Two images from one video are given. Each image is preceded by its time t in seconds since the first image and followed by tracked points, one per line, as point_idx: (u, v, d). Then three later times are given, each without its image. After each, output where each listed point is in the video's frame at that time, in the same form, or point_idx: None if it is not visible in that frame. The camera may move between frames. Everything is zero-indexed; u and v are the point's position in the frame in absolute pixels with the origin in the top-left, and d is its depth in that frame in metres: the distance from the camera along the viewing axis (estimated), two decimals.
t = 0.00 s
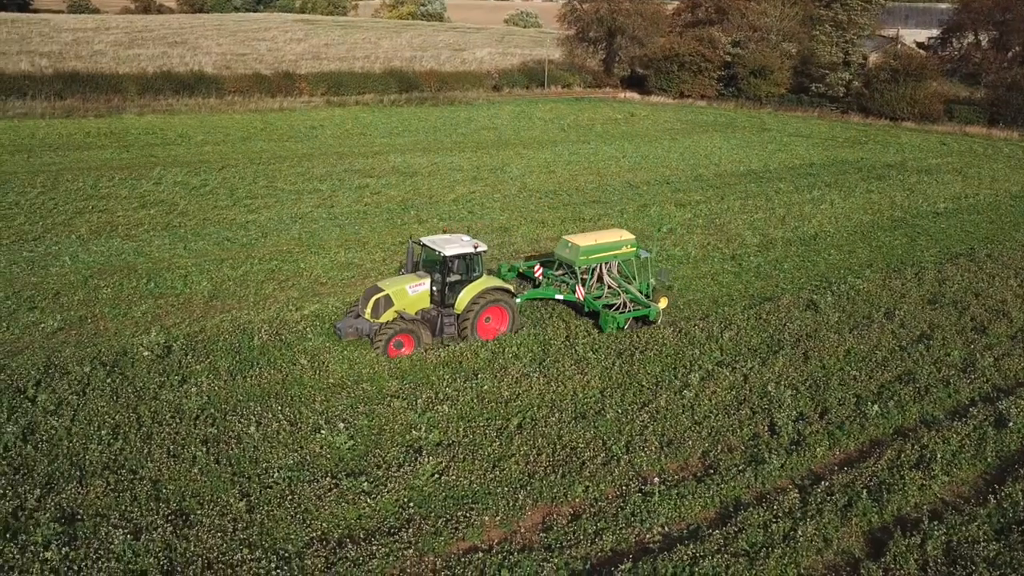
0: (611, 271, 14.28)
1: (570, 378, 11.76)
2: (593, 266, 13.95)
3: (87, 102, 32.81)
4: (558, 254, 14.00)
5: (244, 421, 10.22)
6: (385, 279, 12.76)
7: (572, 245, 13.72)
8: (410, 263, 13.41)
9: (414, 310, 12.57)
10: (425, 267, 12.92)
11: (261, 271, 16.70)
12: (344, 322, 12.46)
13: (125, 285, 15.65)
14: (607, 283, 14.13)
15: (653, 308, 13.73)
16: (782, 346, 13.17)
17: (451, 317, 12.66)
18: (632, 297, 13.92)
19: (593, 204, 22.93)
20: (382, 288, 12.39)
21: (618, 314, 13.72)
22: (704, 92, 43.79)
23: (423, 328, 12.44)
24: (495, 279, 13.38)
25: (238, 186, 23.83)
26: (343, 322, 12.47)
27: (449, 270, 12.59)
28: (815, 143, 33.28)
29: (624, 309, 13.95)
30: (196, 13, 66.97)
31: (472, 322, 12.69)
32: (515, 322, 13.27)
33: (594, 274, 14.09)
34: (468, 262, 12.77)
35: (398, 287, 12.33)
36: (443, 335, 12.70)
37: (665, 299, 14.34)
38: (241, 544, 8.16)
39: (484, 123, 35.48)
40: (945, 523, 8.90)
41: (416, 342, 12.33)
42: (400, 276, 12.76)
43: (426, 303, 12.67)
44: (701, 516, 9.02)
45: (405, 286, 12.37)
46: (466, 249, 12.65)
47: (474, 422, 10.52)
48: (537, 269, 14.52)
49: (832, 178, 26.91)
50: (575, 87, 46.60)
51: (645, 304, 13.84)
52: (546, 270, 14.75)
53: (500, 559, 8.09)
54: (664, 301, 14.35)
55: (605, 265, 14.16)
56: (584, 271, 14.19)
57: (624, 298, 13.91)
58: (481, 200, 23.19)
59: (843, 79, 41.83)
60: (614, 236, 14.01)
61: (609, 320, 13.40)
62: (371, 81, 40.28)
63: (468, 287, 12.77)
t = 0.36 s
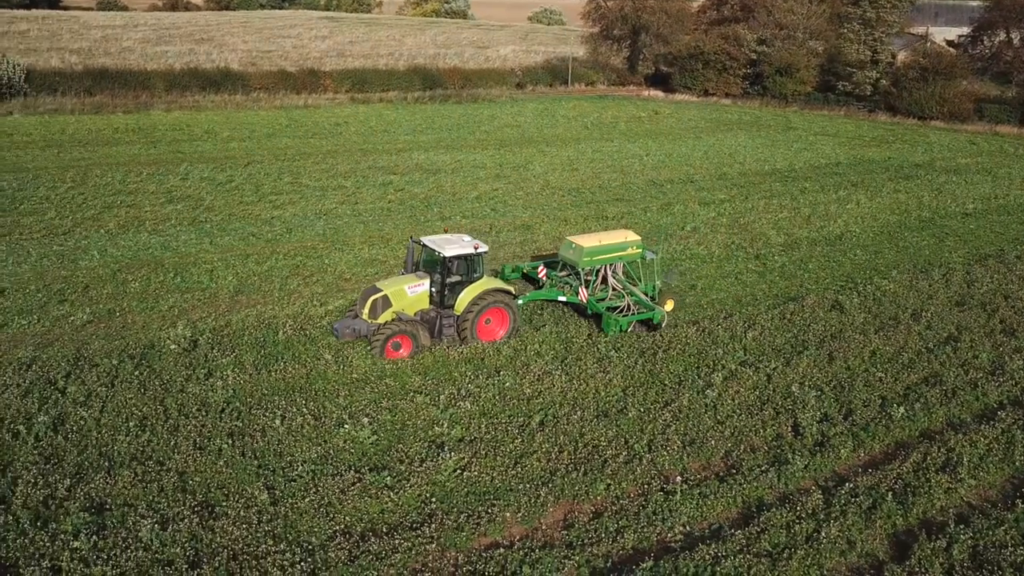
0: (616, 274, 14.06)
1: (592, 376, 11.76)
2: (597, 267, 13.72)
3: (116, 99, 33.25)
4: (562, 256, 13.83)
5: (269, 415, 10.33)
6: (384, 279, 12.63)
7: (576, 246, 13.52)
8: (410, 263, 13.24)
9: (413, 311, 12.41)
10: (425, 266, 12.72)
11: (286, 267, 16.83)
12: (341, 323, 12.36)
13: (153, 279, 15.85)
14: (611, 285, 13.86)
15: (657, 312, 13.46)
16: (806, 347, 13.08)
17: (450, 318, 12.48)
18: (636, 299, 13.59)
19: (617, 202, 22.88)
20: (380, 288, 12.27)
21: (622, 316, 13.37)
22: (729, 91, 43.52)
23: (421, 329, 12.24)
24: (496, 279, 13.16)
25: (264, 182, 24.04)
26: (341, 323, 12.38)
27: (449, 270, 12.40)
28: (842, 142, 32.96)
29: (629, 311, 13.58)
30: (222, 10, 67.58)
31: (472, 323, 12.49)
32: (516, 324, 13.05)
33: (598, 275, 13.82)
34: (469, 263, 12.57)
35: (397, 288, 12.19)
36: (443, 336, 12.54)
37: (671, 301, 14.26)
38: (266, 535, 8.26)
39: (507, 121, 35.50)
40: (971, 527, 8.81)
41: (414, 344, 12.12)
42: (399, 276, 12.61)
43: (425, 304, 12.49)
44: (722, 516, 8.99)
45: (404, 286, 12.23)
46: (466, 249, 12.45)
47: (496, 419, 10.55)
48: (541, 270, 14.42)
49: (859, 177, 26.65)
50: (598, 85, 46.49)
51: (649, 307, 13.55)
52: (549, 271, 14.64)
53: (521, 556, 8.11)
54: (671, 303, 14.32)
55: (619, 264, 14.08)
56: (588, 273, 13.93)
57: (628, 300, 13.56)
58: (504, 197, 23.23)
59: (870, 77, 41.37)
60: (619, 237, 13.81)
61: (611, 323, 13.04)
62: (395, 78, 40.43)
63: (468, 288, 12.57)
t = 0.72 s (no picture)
0: (619, 274, 13.72)
1: (613, 375, 11.74)
2: (599, 268, 13.45)
3: (142, 94, 33.62)
4: (564, 256, 13.59)
5: (292, 409, 10.42)
6: (382, 279, 12.54)
7: (577, 246, 13.29)
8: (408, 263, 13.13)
9: (409, 312, 12.30)
10: (422, 266, 12.58)
11: (310, 262, 16.96)
12: (337, 322, 12.23)
13: (178, 273, 16.04)
14: (613, 286, 13.57)
15: (659, 313, 13.18)
16: (829, 347, 12.98)
17: (447, 319, 12.36)
18: (639, 301, 13.30)
19: (639, 200, 22.82)
20: (377, 288, 12.18)
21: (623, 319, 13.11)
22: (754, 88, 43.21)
23: (418, 329, 12.09)
24: (495, 280, 13.02)
25: (287, 178, 24.22)
26: (336, 323, 12.25)
27: (446, 270, 12.27)
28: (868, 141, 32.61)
29: (630, 313, 13.32)
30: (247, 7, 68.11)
31: (470, 323, 12.35)
32: (515, 325, 12.88)
33: (600, 276, 13.56)
34: (467, 263, 12.44)
35: (393, 287, 12.10)
36: (440, 337, 12.41)
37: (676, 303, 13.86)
38: (289, 528, 8.34)
39: (530, 117, 35.48)
40: (997, 531, 8.71)
41: (409, 344, 11.95)
42: (397, 277, 12.52)
43: (422, 304, 12.39)
44: (744, 516, 8.95)
45: (401, 286, 12.14)
46: (463, 249, 12.33)
47: (516, 416, 10.57)
48: (543, 270, 14.22)
49: (885, 176, 26.37)
50: (621, 83, 46.33)
51: (651, 308, 13.27)
52: (551, 271, 14.44)
53: (542, 552, 8.13)
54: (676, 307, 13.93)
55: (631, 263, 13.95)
56: (590, 274, 13.68)
57: (630, 302, 13.30)
58: (526, 194, 23.24)
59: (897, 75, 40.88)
60: (622, 237, 13.51)
61: (611, 326, 12.81)
62: (418, 75, 40.52)
63: (466, 288, 12.44)
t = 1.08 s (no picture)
0: (622, 276, 13.60)
1: (634, 373, 11.72)
2: (601, 268, 13.32)
3: (169, 90, 33.96)
4: (566, 256, 13.47)
5: (314, 403, 10.51)
6: (378, 279, 12.49)
7: (579, 247, 13.15)
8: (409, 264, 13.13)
9: (405, 312, 12.27)
10: (420, 266, 12.58)
11: (333, 257, 17.08)
12: (333, 323, 12.18)
13: (203, 267, 16.20)
14: (616, 288, 13.46)
15: (660, 316, 13.11)
16: (853, 347, 12.86)
17: (443, 319, 12.32)
18: (641, 302, 13.21)
19: (662, 197, 22.72)
20: (373, 288, 12.14)
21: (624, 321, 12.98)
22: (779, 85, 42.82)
23: (413, 329, 12.05)
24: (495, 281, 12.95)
25: (311, 173, 24.37)
26: (332, 323, 12.20)
27: (442, 270, 12.25)
28: (895, 139, 32.20)
29: (632, 315, 13.22)
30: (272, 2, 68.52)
31: (467, 324, 12.28)
32: (513, 327, 12.77)
33: (602, 277, 13.46)
34: (464, 263, 12.41)
35: (388, 287, 12.04)
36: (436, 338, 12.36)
37: (679, 304, 13.73)
38: (310, 521, 8.41)
39: (553, 114, 35.42)
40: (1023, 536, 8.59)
41: (404, 344, 11.86)
42: (393, 276, 12.48)
43: (419, 305, 12.36)
44: (764, 517, 8.89)
45: (396, 286, 12.09)
46: (460, 249, 12.30)
47: (537, 413, 10.58)
48: (545, 270, 14.09)
49: (913, 175, 26.04)
50: (645, 79, 46.09)
51: (652, 311, 13.20)
52: (553, 271, 14.31)
53: (561, 550, 8.15)
54: (679, 308, 13.81)
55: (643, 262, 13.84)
56: (592, 275, 13.58)
57: (632, 304, 13.19)
58: (548, 191, 23.21)
59: (926, 72, 40.30)
60: (625, 238, 13.37)
61: (611, 328, 12.68)
62: (442, 71, 40.53)
63: (464, 288, 12.41)
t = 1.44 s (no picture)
0: (624, 277, 13.47)
1: (656, 372, 11.68)
2: (603, 269, 13.18)
3: (197, 85, 34.32)
4: (567, 257, 13.35)
5: (336, 398, 10.58)
6: (374, 278, 12.27)
7: (581, 247, 13.05)
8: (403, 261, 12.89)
9: (401, 312, 12.04)
10: (415, 265, 12.32)
11: (357, 253, 17.18)
12: (327, 321, 12.01)
13: (229, 261, 16.37)
14: (618, 289, 13.33)
15: (662, 318, 12.83)
16: (879, 349, 12.72)
17: (440, 320, 12.12)
18: (643, 304, 13.05)
19: (686, 195, 22.61)
20: (368, 287, 11.93)
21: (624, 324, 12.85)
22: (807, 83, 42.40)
23: (409, 330, 11.86)
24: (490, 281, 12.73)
25: (335, 169, 24.53)
26: (326, 321, 12.03)
27: (439, 270, 12.04)
28: (924, 138, 31.78)
29: (634, 317, 13.09)
30: None
31: (463, 325, 12.11)
32: (510, 328, 12.63)
33: (604, 278, 13.31)
34: (461, 263, 12.18)
35: (383, 287, 11.82)
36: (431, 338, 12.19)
37: (683, 307, 13.64)
38: (331, 514, 8.47)
39: (577, 111, 35.34)
40: None
41: (399, 345, 11.73)
42: (389, 275, 12.25)
43: (414, 305, 12.13)
44: (786, 518, 8.83)
45: (392, 286, 11.86)
46: (457, 249, 12.05)
47: (557, 411, 10.58)
48: (546, 270, 13.94)
49: (942, 175, 25.69)
50: (671, 76, 45.82)
51: (654, 313, 12.94)
52: (555, 271, 14.16)
53: (580, 548, 8.14)
54: (683, 310, 13.70)
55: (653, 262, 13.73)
56: (594, 275, 13.42)
57: (634, 306, 13.05)
58: (571, 188, 23.18)
59: (957, 70, 39.72)
60: (628, 239, 13.25)
61: (611, 330, 12.54)
62: (466, 67, 40.56)
63: (460, 288, 12.19)
